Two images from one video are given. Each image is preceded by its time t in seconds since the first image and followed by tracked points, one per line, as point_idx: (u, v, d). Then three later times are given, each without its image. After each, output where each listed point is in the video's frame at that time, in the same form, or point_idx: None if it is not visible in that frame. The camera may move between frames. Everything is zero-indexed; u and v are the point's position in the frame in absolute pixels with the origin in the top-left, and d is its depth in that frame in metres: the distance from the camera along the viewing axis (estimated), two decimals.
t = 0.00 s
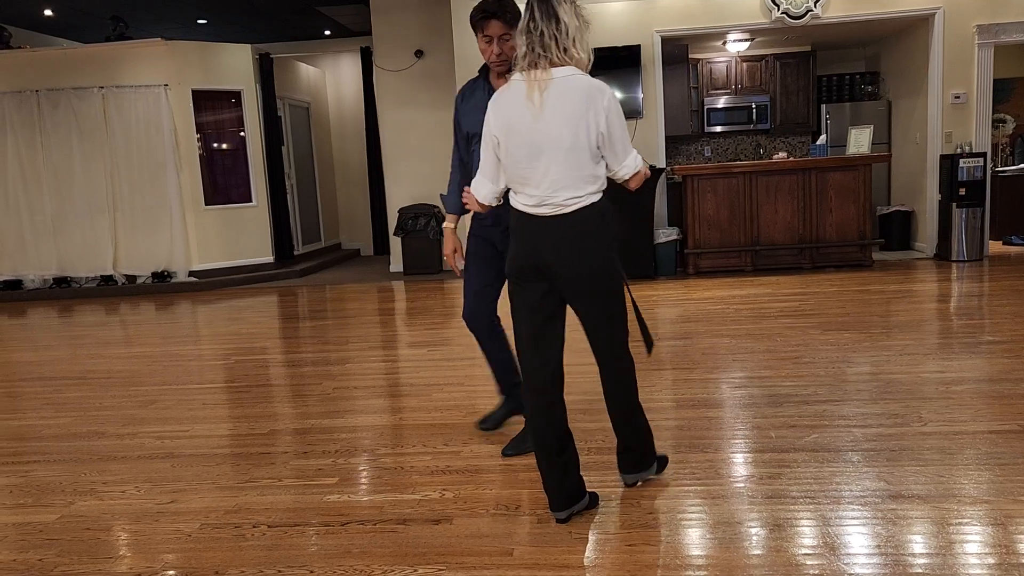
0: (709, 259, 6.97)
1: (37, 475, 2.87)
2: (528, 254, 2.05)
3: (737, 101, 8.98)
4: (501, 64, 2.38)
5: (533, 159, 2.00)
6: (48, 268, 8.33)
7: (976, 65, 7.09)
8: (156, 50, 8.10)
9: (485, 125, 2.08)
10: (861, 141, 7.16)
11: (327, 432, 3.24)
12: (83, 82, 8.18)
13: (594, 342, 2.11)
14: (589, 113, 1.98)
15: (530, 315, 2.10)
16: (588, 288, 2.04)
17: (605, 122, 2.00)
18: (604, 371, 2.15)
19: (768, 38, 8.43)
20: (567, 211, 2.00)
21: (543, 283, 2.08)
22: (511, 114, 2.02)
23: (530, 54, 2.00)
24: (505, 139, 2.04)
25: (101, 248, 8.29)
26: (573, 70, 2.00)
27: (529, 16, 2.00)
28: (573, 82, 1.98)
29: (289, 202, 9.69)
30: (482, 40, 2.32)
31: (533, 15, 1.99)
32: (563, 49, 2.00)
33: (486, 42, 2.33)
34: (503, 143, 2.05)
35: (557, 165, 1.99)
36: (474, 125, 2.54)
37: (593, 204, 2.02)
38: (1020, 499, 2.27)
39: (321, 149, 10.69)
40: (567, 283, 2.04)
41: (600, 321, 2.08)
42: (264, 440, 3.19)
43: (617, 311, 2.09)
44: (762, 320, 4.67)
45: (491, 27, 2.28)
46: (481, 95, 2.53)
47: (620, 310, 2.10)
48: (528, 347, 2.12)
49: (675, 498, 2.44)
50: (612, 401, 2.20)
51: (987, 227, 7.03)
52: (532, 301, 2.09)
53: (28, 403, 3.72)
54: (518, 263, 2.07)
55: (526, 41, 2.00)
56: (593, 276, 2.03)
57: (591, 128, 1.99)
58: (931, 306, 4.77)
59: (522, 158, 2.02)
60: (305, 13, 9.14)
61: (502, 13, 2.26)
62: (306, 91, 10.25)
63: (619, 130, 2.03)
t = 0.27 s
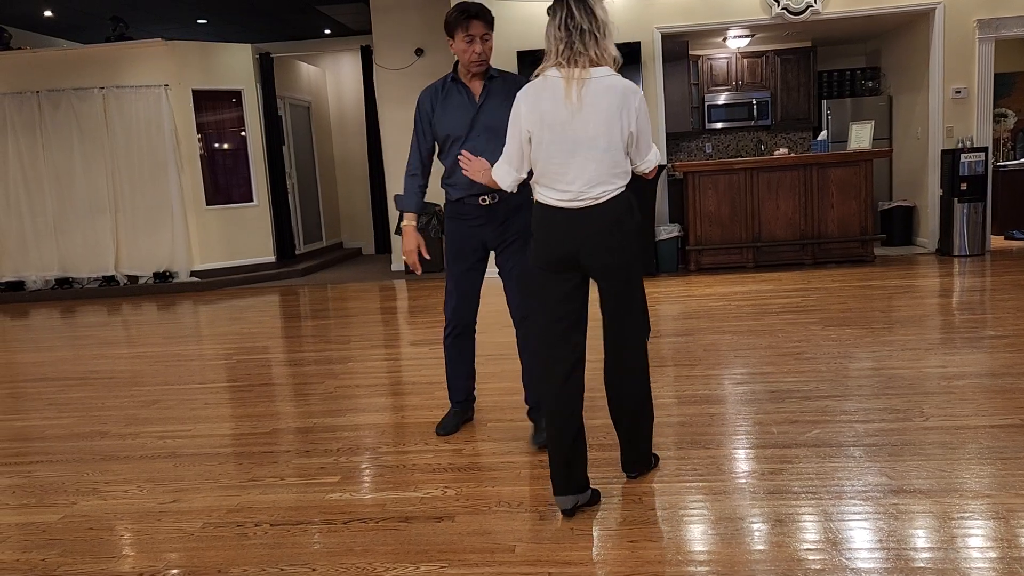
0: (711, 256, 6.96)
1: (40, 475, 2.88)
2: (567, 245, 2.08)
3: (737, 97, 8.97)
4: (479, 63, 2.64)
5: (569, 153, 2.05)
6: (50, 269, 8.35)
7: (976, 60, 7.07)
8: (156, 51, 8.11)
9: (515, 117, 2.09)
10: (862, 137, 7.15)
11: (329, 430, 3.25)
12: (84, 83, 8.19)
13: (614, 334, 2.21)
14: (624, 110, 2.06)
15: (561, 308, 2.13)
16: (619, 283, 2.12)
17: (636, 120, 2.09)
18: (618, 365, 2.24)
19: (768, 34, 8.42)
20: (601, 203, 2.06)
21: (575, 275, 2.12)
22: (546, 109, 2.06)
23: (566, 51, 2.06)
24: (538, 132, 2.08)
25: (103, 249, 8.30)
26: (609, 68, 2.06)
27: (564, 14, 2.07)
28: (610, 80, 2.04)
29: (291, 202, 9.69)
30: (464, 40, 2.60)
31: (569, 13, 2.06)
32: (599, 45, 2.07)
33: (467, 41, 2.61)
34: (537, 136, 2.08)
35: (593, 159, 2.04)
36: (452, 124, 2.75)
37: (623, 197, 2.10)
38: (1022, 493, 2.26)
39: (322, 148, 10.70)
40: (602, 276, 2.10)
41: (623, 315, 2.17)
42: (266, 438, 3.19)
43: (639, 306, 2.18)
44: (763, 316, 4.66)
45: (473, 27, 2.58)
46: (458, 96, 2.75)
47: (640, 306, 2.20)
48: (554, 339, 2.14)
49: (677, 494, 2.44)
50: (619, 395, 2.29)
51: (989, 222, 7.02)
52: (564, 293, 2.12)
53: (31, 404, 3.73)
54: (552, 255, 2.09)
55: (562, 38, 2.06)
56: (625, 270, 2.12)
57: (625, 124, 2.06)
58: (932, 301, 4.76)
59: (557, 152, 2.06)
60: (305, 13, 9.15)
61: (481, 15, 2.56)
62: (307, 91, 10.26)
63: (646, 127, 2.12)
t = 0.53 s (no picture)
0: (711, 252, 6.96)
1: (43, 474, 2.88)
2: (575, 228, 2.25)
3: (737, 94, 8.96)
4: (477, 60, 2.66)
5: (594, 144, 2.18)
6: (50, 269, 8.35)
7: (977, 55, 7.06)
8: (155, 50, 8.10)
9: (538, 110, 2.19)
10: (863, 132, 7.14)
11: (331, 428, 3.25)
12: (83, 82, 8.18)
13: (620, 328, 2.27)
14: (643, 104, 2.21)
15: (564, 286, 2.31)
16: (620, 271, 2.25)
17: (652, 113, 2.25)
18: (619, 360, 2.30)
19: (768, 30, 8.40)
20: (624, 192, 2.21)
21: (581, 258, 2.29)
22: (570, 103, 2.17)
23: (588, 45, 2.17)
24: (563, 125, 2.19)
25: (103, 248, 8.30)
26: (628, 64, 2.21)
27: (584, 10, 2.18)
28: (630, 76, 2.19)
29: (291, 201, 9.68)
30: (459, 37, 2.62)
31: (589, 8, 2.18)
32: (617, 37, 2.20)
33: (463, 39, 2.62)
34: (562, 129, 2.19)
35: (617, 151, 2.19)
36: (452, 121, 2.76)
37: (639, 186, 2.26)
38: None
39: (322, 147, 10.70)
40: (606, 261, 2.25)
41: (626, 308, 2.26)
42: (267, 437, 3.19)
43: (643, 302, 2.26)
44: (764, 312, 4.66)
45: (468, 24, 2.59)
46: (456, 94, 2.77)
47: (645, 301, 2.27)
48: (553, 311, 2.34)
49: (679, 490, 2.44)
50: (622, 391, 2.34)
51: (989, 217, 7.02)
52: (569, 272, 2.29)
53: (32, 403, 3.73)
54: (564, 235, 2.25)
55: (585, 34, 2.17)
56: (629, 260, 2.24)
57: (643, 117, 2.22)
58: (934, 297, 4.76)
59: (582, 144, 2.18)
60: (304, 11, 9.14)
61: (477, 11, 2.58)
62: (306, 89, 10.26)
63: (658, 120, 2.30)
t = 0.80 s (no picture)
0: (710, 249, 6.95)
1: (41, 473, 2.88)
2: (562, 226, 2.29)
3: (735, 90, 8.96)
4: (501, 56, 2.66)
5: (576, 144, 2.22)
6: (48, 268, 8.34)
7: (974, 51, 7.06)
8: (152, 48, 8.08)
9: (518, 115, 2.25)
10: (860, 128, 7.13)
11: (329, 426, 3.25)
12: (80, 80, 8.17)
13: (609, 331, 2.30)
14: (620, 101, 2.26)
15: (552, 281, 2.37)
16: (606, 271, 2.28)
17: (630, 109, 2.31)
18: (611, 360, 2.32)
19: (765, 26, 8.40)
20: (609, 188, 2.25)
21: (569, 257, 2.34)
22: (548, 106, 2.22)
23: (562, 48, 2.23)
24: (543, 128, 2.24)
25: (101, 247, 8.29)
26: (603, 64, 2.26)
27: (558, 16, 2.25)
28: (604, 75, 2.25)
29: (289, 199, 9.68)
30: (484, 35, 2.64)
31: (562, 14, 2.25)
32: (592, 38, 2.26)
33: (487, 35, 2.64)
34: (545, 132, 2.24)
35: (599, 149, 2.23)
36: (483, 117, 2.78)
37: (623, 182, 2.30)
38: (1022, 483, 2.26)
39: (320, 144, 10.69)
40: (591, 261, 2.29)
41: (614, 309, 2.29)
42: (266, 435, 3.19)
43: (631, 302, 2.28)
44: (762, 309, 4.66)
45: (491, 21, 2.62)
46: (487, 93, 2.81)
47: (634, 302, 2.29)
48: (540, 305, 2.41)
49: (677, 487, 2.44)
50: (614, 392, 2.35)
51: (987, 213, 7.02)
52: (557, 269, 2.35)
53: (30, 402, 3.73)
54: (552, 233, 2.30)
55: (560, 38, 2.24)
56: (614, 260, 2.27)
57: (621, 115, 2.27)
58: (932, 292, 4.76)
59: (564, 145, 2.23)
60: (301, 9, 9.13)
61: (499, 9, 2.62)
62: (304, 87, 10.25)
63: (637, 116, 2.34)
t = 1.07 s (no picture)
0: (708, 245, 6.95)
1: (39, 470, 2.88)
2: (522, 231, 2.44)
3: (733, 86, 8.95)
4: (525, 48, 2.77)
5: (524, 149, 2.38)
6: (45, 265, 8.32)
7: (972, 47, 7.06)
8: (149, 45, 8.06)
9: (474, 124, 2.45)
10: (858, 125, 7.14)
11: (327, 423, 3.25)
12: (77, 77, 8.14)
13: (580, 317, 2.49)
14: (567, 104, 2.36)
15: (524, 283, 2.52)
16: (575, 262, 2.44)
17: (580, 107, 2.38)
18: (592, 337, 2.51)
19: (763, 22, 8.39)
20: (560, 189, 2.38)
21: (534, 254, 2.50)
22: (498, 115, 2.40)
23: (506, 60, 2.40)
24: (496, 135, 2.43)
25: (98, 244, 8.28)
26: (548, 69, 2.38)
27: (503, 27, 2.41)
28: (549, 80, 2.37)
29: (287, 195, 9.66)
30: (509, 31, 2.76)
31: (506, 26, 2.41)
32: (532, 50, 2.40)
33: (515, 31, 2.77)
34: (497, 141, 2.44)
35: (546, 153, 2.37)
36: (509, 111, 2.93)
37: (579, 181, 2.42)
38: (1019, 479, 2.27)
39: (318, 141, 10.68)
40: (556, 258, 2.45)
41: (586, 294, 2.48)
42: (264, 432, 3.19)
43: (600, 285, 2.47)
44: (761, 305, 4.66)
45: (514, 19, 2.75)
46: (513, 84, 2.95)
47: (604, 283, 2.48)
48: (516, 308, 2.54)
49: (675, 483, 2.45)
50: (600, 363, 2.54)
51: (985, 209, 7.03)
52: (524, 270, 2.51)
53: (28, 400, 3.72)
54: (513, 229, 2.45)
55: (501, 50, 2.41)
56: (580, 251, 2.43)
57: (571, 116, 2.38)
58: (929, 288, 4.77)
59: (513, 151, 2.40)
60: (299, 6, 9.11)
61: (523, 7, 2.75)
62: (301, 84, 10.23)
63: (594, 114, 2.41)
